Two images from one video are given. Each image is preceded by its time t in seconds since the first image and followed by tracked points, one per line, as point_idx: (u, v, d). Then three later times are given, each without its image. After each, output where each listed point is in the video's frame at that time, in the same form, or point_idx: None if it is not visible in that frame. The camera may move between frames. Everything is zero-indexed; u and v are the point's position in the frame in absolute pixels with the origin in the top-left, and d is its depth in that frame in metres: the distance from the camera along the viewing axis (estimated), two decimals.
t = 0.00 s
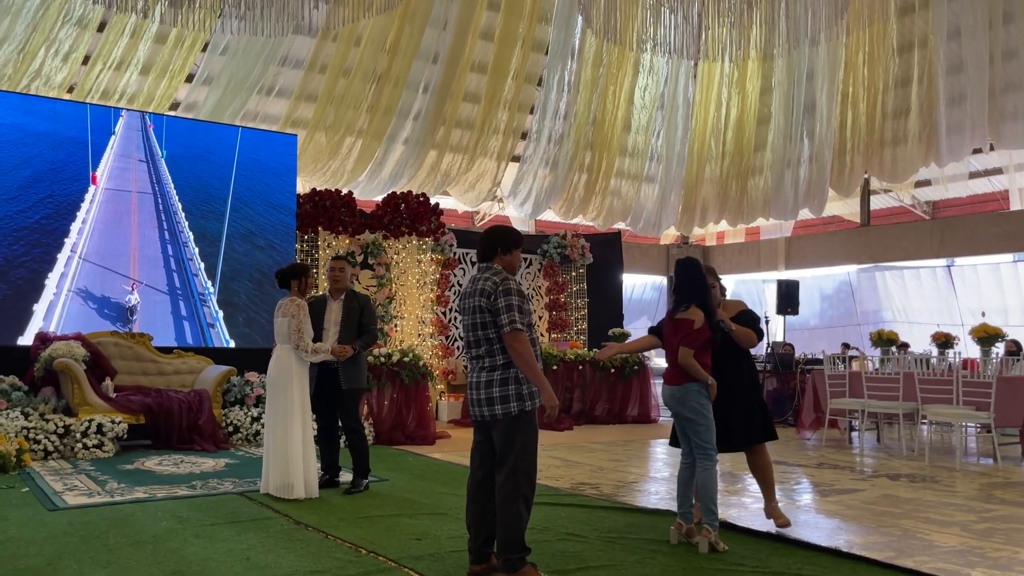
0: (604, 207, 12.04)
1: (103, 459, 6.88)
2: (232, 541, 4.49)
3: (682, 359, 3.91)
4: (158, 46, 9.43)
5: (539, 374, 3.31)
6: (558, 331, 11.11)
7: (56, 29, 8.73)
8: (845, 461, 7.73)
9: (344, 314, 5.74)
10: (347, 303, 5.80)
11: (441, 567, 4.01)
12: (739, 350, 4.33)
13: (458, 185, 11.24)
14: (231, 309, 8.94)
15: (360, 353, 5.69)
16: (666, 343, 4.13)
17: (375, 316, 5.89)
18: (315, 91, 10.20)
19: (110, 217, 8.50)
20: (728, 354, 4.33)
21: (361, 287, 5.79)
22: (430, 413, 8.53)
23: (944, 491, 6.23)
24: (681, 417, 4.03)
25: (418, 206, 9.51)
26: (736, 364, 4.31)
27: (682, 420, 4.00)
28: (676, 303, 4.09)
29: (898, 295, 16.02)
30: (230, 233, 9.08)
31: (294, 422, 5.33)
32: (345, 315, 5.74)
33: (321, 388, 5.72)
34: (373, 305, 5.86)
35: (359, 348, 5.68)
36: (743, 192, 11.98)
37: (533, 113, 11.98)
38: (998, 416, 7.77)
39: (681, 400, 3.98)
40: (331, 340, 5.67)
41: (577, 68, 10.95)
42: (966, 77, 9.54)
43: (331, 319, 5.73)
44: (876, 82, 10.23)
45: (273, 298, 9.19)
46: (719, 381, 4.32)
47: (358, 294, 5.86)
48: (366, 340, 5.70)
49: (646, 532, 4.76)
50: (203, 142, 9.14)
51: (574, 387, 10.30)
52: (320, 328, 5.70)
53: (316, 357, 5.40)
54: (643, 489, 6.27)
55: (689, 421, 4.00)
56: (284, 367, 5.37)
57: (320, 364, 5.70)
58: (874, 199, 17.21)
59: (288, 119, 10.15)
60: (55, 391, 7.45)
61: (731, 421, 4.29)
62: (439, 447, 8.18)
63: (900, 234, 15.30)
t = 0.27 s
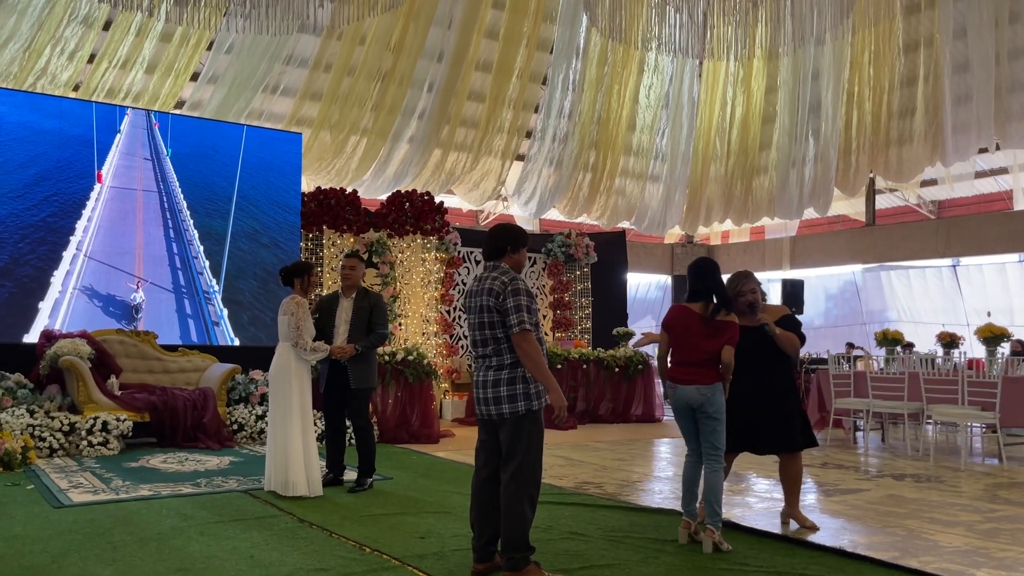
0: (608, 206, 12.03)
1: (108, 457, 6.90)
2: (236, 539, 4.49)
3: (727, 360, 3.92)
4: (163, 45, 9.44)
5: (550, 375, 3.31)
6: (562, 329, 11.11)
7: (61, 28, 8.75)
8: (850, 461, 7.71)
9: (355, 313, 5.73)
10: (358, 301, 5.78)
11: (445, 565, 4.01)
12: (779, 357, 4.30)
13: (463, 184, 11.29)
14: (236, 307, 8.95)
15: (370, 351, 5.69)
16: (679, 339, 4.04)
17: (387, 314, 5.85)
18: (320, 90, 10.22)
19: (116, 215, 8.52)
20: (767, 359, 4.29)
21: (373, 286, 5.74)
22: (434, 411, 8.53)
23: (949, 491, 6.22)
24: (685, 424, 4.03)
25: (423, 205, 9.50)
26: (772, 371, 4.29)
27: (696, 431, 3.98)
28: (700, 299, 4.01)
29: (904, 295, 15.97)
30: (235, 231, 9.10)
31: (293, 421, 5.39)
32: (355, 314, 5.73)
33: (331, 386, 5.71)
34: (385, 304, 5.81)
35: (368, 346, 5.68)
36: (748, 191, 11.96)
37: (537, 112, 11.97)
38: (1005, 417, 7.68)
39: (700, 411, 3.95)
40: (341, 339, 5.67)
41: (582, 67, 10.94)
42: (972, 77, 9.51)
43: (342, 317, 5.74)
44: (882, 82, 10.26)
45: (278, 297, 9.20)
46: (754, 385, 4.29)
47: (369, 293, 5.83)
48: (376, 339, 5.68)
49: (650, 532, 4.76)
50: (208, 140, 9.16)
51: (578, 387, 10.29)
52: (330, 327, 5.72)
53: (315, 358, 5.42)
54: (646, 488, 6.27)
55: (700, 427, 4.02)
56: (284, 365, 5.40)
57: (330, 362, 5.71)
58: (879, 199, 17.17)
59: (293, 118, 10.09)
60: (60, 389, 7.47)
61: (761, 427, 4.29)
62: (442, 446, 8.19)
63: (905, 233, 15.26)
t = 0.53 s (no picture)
0: (615, 205, 12.00)
1: (115, 454, 6.93)
2: (243, 536, 4.50)
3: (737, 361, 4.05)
4: (171, 44, 9.46)
5: (560, 374, 3.32)
6: (568, 328, 11.08)
7: (70, 27, 8.76)
8: (857, 461, 7.70)
9: (365, 312, 5.71)
10: (369, 300, 5.78)
11: (452, 564, 4.01)
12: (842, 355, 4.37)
13: (469, 183, 11.19)
14: (243, 305, 8.98)
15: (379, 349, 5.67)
16: (694, 337, 4.03)
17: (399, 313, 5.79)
18: (328, 89, 10.23)
19: (124, 214, 8.55)
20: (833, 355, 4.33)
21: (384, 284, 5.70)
22: (440, 410, 8.54)
23: (957, 492, 6.19)
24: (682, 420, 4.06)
25: (429, 204, 9.48)
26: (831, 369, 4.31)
27: (702, 432, 4.01)
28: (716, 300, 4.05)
29: (912, 295, 15.89)
30: (243, 230, 9.12)
31: (294, 418, 5.40)
32: (365, 313, 5.71)
33: (342, 384, 5.72)
34: (396, 302, 5.75)
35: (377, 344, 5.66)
36: (756, 191, 11.92)
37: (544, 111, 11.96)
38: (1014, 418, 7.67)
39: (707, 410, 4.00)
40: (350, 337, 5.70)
41: (589, 66, 10.94)
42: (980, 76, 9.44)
43: (354, 315, 5.76)
44: (891, 81, 10.17)
45: (285, 295, 9.23)
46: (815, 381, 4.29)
47: (381, 292, 5.81)
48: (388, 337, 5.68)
49: (657, 531, 4.75)
50: (216, 139, 9.18)
51: (585, 386, 10.27)
52: (342, 326, 5.76)
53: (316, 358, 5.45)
54: (653, 488, 6.27)
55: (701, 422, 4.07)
56: (285, 362, 5.44)
57: (340, 360, 5.71)
58: (887, 198, 17.12)
59: (300, 116, 10.13)
60: (68, 386, 7.51)
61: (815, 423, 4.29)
62: (449, 445, 8.20)
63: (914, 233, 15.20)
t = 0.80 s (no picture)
0: (624, 204, 11.98)
1: (125, 451, 6.97)
2: (252, 534, 4.52)
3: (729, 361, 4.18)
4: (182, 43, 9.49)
5: (571, 374, 3.34)
6: (577, 328, 11.04)
7: (81, 26, 8.79)
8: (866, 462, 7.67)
9: (376, 311, 5.72)
10: (380, 299, 5.78)
11: (460, 563, 4.01)
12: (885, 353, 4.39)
13: (479, 182, 11.20)
14: (253, 303, 9.01)
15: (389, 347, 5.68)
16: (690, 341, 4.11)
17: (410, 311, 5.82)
18: (338, 87, 10.24)
19: (134, 212, 8.58)
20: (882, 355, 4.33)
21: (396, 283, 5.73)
22: (448, 409, 8.54)
23: (967, 493, 6.15)
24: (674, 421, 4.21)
25: (439, 203, 9.38)
26: (878, 370, 4.30)
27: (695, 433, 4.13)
28: (705, 303, 4.13)
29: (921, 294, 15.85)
30: (253, 228, 9.15)
31: (301, 416, 5.45)
32: (376, 312, 5.73)
33: (352, 383, 5.71)
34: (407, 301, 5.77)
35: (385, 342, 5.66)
36: (765, 190, 11.87)
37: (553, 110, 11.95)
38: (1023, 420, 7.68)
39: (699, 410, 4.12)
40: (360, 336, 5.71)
41: (598, 66, 10.94)
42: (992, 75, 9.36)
43: (364, 314, 5.77)
44: (902, 80, 10.10)
45: (294, 294, 9.26)
46: (858, 384, 4.26)
47: (393, 291, 5.80)
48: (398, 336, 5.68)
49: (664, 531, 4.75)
50: (226, 138, 9.21)
51: (593, 385, 10.26)
52: (353, 325, 5.77)
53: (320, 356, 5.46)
54: (660, 487, 6.27)
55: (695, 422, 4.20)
56: (291, 361, 5.50)
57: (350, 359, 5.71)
58: (898, 198, 17.03)
59: (310, 116, 10.14)
60: (79, 383, 7.55)
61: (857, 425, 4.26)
62: (457, 443, 8.20)
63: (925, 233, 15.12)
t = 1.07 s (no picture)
0: (637, 203, 11.97)
1: (139, 448, 7.01)
2: (264, 531, 4.54)
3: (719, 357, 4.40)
4: (196, 42, 9.54)
5: (586, 372, 3.33)
6: (588, 327, 11.02)
7: (97, 25, 8.84)
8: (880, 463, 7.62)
9: (389, 312, 5.72)
10: (393, 299, 5.77)
11: (472, 561, 4.02)
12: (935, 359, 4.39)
13: (491, 180, 11.20)
14: (266, 302, 9.06)
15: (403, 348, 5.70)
16: (683, 338, 4.31)
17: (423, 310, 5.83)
18: (351, 86, 10.27)
19: (148, 210, 8.63)
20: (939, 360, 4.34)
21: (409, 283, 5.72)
22: (460, 407, 8.55)
23: (982, 496, 6.11)
24: (680, 419, 4.33)
25: (451, 202, 9.44)
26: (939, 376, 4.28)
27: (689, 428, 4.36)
28: (700, 300, 4.33)
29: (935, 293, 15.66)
30: (266, 227, 9.19)
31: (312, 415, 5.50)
32: (389, 312, 5.72)
33: (365, 383, 5.72)
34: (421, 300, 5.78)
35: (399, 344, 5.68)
36: (779, 190, 11.80)
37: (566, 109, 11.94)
38: None
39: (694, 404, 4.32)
40: (373, 337, 5.70)
41: (611, 65, 10.93)
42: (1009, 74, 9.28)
43: (377, 314, 5.74)
44: (917, 79, 10.04)
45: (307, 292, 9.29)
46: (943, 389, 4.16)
47: (406, 290, 5.80)
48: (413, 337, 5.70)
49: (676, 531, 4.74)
50: (240, 136, 9.25)
51: (604, 385, 10.24)
52: (366, 326, 5.76)
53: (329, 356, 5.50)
54: (672, 487, 6.26)
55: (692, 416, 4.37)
56: (300, 361, 5.46)
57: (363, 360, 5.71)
58: (912, 198, 16.91)
59: (323, 114, 10.16)
60: (94, 380, 7.61)
61: (924, 436, 4.10)
62: (468, 442, 8.21)
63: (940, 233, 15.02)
